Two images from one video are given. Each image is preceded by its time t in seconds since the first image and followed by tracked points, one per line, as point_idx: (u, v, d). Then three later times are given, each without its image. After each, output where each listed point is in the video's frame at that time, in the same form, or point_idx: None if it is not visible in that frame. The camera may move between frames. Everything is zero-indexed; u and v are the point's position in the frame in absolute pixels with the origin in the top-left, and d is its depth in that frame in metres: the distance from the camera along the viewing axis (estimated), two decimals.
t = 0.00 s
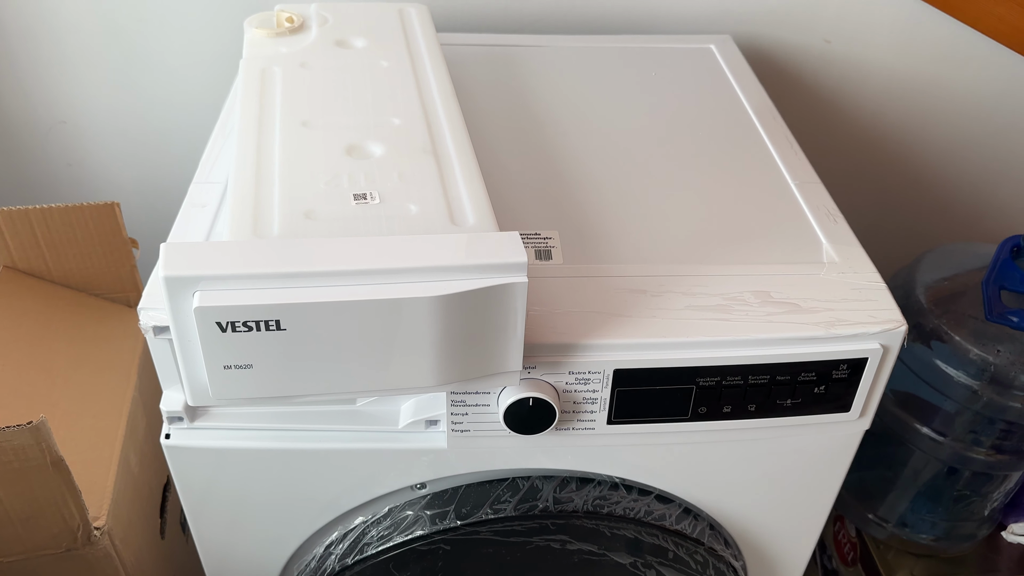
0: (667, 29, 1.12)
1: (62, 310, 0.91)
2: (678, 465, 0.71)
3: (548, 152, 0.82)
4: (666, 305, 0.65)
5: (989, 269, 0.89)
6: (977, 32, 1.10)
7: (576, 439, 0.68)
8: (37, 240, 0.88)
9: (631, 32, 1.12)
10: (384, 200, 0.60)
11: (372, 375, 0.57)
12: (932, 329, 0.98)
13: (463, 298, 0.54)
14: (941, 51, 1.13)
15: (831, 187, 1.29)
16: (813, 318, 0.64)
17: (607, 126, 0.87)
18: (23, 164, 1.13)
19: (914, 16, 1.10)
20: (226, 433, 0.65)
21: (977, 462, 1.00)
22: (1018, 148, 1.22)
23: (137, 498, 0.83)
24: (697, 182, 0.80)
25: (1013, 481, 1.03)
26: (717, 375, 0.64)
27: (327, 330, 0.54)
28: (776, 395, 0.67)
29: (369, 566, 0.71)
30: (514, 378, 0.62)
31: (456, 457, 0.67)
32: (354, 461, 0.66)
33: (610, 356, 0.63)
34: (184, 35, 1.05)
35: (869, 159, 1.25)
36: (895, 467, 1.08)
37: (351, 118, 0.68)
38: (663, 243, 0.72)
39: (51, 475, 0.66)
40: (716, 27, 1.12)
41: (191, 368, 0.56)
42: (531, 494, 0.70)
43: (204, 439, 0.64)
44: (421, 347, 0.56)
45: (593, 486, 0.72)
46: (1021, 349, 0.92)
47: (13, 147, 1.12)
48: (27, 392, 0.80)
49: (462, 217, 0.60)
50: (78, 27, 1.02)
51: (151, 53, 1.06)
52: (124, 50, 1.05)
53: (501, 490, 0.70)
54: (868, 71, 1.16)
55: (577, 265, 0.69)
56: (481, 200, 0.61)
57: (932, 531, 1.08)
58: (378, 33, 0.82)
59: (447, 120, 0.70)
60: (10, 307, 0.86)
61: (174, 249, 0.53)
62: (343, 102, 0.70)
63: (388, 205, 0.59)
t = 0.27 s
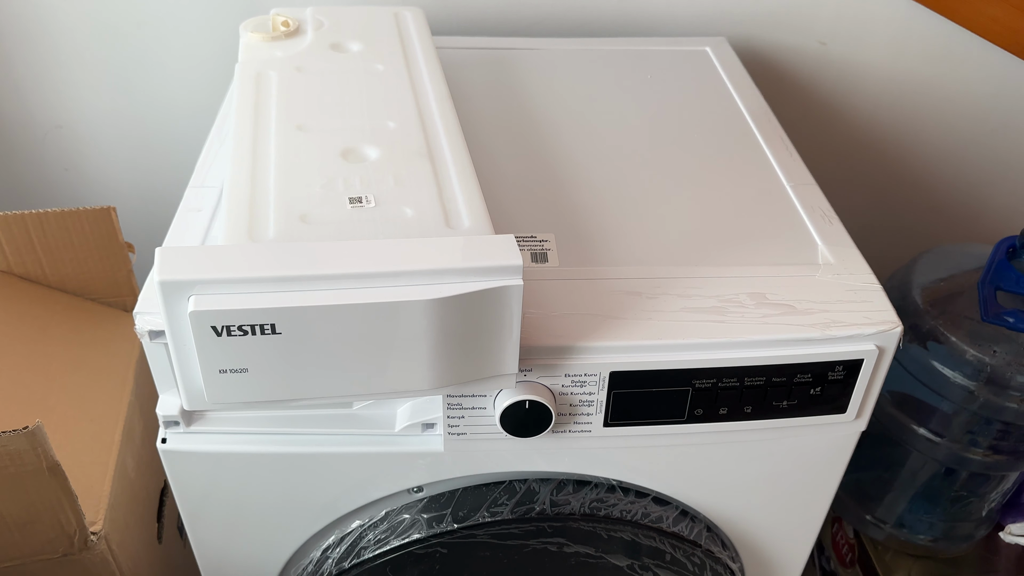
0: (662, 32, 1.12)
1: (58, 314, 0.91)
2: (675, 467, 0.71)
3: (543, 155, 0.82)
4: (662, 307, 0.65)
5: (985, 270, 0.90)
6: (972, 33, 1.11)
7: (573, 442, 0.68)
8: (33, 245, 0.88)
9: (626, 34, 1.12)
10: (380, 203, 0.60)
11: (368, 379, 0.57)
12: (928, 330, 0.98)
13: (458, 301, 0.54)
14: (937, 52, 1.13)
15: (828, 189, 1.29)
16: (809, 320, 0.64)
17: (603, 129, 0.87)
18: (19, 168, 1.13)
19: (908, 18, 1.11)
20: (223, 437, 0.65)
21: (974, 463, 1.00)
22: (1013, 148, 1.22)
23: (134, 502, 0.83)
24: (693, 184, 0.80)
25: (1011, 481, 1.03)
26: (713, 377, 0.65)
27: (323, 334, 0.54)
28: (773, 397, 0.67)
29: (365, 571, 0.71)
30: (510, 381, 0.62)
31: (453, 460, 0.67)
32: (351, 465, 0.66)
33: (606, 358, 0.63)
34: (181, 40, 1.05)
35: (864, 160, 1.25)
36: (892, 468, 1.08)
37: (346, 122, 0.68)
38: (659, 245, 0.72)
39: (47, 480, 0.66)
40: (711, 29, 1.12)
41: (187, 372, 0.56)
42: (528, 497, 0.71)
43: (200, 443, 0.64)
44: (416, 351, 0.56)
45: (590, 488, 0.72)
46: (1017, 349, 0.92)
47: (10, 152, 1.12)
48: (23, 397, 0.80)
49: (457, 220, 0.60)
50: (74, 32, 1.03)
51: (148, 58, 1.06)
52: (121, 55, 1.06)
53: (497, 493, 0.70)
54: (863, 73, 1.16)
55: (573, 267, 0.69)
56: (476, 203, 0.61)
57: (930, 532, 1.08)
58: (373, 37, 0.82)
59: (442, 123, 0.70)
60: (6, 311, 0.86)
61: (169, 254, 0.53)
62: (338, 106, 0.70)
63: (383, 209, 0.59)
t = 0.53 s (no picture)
0: (659, 34, 1.13)
1: (56, 318, 0.90)
2: (673, 470, 0.71)
3: (541, 158, 0.82)
4: (659, 309, 0.65)
5: (983, 271, 0.90)
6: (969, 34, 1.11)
7: (571, 444, 0.67)
8: (30, 249, 0.88)
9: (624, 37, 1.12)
10: (377, 206, 0.60)
11: (365, 382, 0.57)
12: (926, 331, 0.98)
13: (455, 304, 0.54)
14: (933, 54, 1.13)
15: (825, 190, 1.29)
16: (806, 322, 0.64)
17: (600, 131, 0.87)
18: (17, 172, 1.13)
19: (905, 19, 1.11)
20: (221, 441, 0.65)
21: (973, 464, 1.00)
22: (1010, 149, 1.22)
23: (132, 506, 0.83)
24: (690, 187, 0.80)
25: (1009, 482, 1.03)
26: (711, 379, 0.65)
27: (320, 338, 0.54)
28: (771, 399, 0.67)
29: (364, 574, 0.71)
30: (508, 384, 0.62)
31: (451, 464, 0.67)
32: (349, 468, 0.66)
33: (603, 361, 0.63)
34: (178, 43, 1.05)
35: (862, 162, 1.25)
36: (891, 469, 1.08)
37: (343, 125, 0.68)
38: (657, 247, 0.72)
39: (45, 484, 0.66)
40: (708, 31, 1.12)
41: (184, 375, 0.56)
42: (526, 500, 0.70)
43: (199, 447, 0.64)
44: (414, 354, 0.56)
45: (588, 491, 0.72)
46: (1015, 350, 0.92)
47: (7, 155, 1.12)
48: (20, 401, 0.80)
49: (455, 223, 0.60)
50: (72, 35, 1.03)
51: (145, 61, 1.06)
52: (118, 58, 1.06)
53: (496, 496, 0.70)
54: (860, 74, 1.16)
55: (571, 270, 0.69)
56: (473, 206, 0.61)
57: (929, 533, 1.08)
58: (370, 40, 0.82)
59: (439, 127, 0.70)
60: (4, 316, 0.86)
61: (166, 257, 0.53)
62: (335, 109, 0.70)
63: (380, 212, 0.59)
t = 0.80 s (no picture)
0: (657, 38, 1.13)
1: (54, 323, 0.90)
2: (671, 473, 0.71)
3: (539, 161, 0.82)
4: (658, 313, 0.65)
5: (981, 274, 0.90)
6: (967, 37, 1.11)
7: (569, 449, 0.67)
8: (28, 253, 0.88)
9: (621, 41, 1.12)
10: (375, 211, 0.60)
11: (363, 387, 0.57)
12: (924, 334, 0.98)
13: (453, 309, 0.54)
14: (931, 56, 1.14)
15: (823, 193, 1.29)
16: (805, 326, 0.65)
17: (598, 135, 0.87)
18: (15, 176, 1.13)
19: (903, 22, 1.11)
20: (219, 446, 0.65)
21: (971, 467, 1.00)
22: (1008, 152, 1.22)
23: (131, 511, 0.83)
24: (688, 190, 0.80)
25: (1008, 485, 1.03)
26: (709, 383, 0.65)
27: (318, 343, 0.54)
28: (769, 403, 0.67)
29: None
30: (506, 389, 0.62)
31: (449, 468, 0.67)
32: (348, 473, 0.66)
33: (602, 365, 0.63)
34: (176, 47, 1.05)
35: (860, 164, 1.26)
36: (889, 471, 1.08)
37: (341, 130, 0.68)
38: (655, 251, 0.72)
39: (43, 490, 0.66)
40: (706, 35, 1.13)
41: (183, 381, 0.56)
42: (525, 504, 0.70)
43: (197, 452, 0.64)
44: (412, 359, 0.56)
45: (587, 495, 0.72)
46: (1014, 353, 0.92)
47: (5, 160, 1.11)
48: (19, 406, 0.80)
49: (453, 227, 0.60)
50: (70, 40, 1.03)
51: (144, 65, 1.06)
52: (116, 63, 1.06)
53: (494, 500, 0.70)
54: (858, 77, 1.16)
55: (569, 274, 0.69)
56: (471, 210, 0.62)
57: (928, 536, 1.08)
58: (368, 44, 0.82)
59: (438, 131, 0.70)
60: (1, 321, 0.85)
61: (164, 263, 0.53)
62: (333, 114, 0.70)
63: (378, 217, 0.59)
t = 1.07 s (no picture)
0: (656, 40, 1.13)
1: (53, 325, 0.90)
2: (671, 475, 0.71)
3: (539, 163, 0.82)
4: (657, 315, 0.65)
5: (980, 276, 0.91)
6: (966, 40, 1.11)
7: (569, 450, 0.67)
8: (28, 256, 0.88)
9: (621, 43, 1.12)
10: (376, 213, 0.60)
11: (363, 389, 0.57)
12: (924, 336, 0.98)
13: (454, 311, 0.54)
14: (930, 58, 1.14)
15: (823, 195, 1.29)
16: (805, 327, 0.65)
17: (598, 137, 0.87)
18: (15, 179, 1.13)
19: (902, 25, 1.11)
20: (219, 448, 0.65)
21: (971, 468, 1.00)
22: (1007, 154, 1.23)
23: (130, 513, 0.83)
24: (688, 192, 0.80)
25: (1008, 486, 1.03)
26: (709, 385, 0.65)
27: (318, 345, 0.54)
28: (769, 405, 0.67)
29: None
30: (506, 391, 0.62)
31: (449, 470, 0.67)
32: (348, 475, 0.66)
33: (602, 367, 0.63)
34: (176, 50, 1.06)
35: (860, 166, 1.26)
36: (889, 473, 1.08)
37: (341, 132, 0.68)
38: (655, 253, 0.72)
39: (43, 492, 0.66)
40: (706, 37, 1.13)
41: (183, 383, 0.56)
42: (525, 506, 0.70)
43: (197, 454, 0.64)
44: (412, 361, 0.56)
45: (587, 496, 0.72)
46: (1013, 355, 0.92)
47: (5, 162, 1.12)
48: (18, 408, 0.80)
49: (453, 229, 0.60)
50: (70, 43, 1.03)
51: (144, 68, 1.06)
52: (116, 66, 1.06)
53: (494, 502, 0.70)
54: (857, 79, 1.17)
55: (569, 276, 0.69)
56: (471, 212, 0.62)
57: (927, 538, 1.08)
58: (369, 47, 0.82)
59: (438, 133, 0.70)
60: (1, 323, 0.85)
61: (164, 265, 0.53)
62: (334, 116, 0.70)
63: (378, 219, 0.59)
